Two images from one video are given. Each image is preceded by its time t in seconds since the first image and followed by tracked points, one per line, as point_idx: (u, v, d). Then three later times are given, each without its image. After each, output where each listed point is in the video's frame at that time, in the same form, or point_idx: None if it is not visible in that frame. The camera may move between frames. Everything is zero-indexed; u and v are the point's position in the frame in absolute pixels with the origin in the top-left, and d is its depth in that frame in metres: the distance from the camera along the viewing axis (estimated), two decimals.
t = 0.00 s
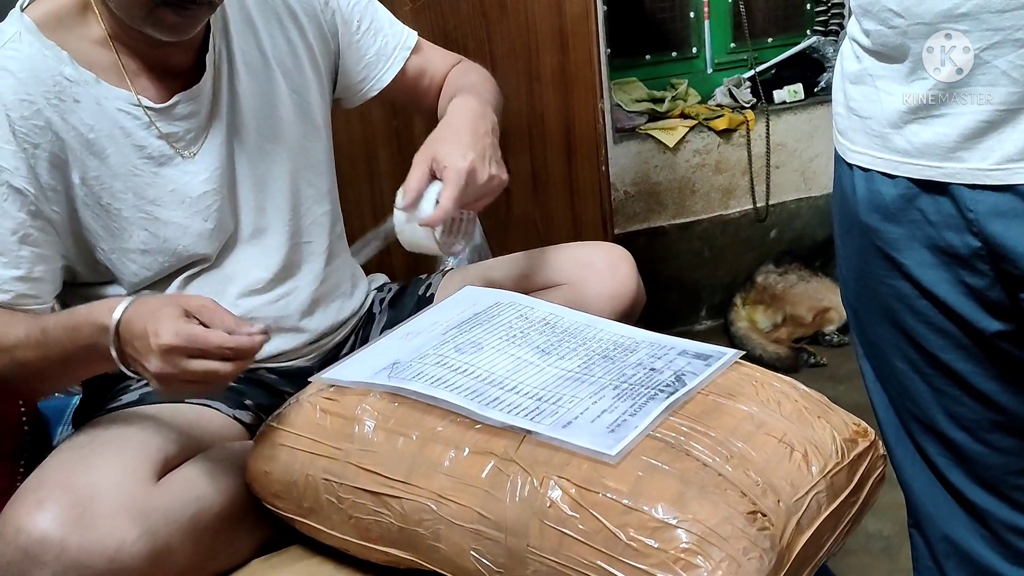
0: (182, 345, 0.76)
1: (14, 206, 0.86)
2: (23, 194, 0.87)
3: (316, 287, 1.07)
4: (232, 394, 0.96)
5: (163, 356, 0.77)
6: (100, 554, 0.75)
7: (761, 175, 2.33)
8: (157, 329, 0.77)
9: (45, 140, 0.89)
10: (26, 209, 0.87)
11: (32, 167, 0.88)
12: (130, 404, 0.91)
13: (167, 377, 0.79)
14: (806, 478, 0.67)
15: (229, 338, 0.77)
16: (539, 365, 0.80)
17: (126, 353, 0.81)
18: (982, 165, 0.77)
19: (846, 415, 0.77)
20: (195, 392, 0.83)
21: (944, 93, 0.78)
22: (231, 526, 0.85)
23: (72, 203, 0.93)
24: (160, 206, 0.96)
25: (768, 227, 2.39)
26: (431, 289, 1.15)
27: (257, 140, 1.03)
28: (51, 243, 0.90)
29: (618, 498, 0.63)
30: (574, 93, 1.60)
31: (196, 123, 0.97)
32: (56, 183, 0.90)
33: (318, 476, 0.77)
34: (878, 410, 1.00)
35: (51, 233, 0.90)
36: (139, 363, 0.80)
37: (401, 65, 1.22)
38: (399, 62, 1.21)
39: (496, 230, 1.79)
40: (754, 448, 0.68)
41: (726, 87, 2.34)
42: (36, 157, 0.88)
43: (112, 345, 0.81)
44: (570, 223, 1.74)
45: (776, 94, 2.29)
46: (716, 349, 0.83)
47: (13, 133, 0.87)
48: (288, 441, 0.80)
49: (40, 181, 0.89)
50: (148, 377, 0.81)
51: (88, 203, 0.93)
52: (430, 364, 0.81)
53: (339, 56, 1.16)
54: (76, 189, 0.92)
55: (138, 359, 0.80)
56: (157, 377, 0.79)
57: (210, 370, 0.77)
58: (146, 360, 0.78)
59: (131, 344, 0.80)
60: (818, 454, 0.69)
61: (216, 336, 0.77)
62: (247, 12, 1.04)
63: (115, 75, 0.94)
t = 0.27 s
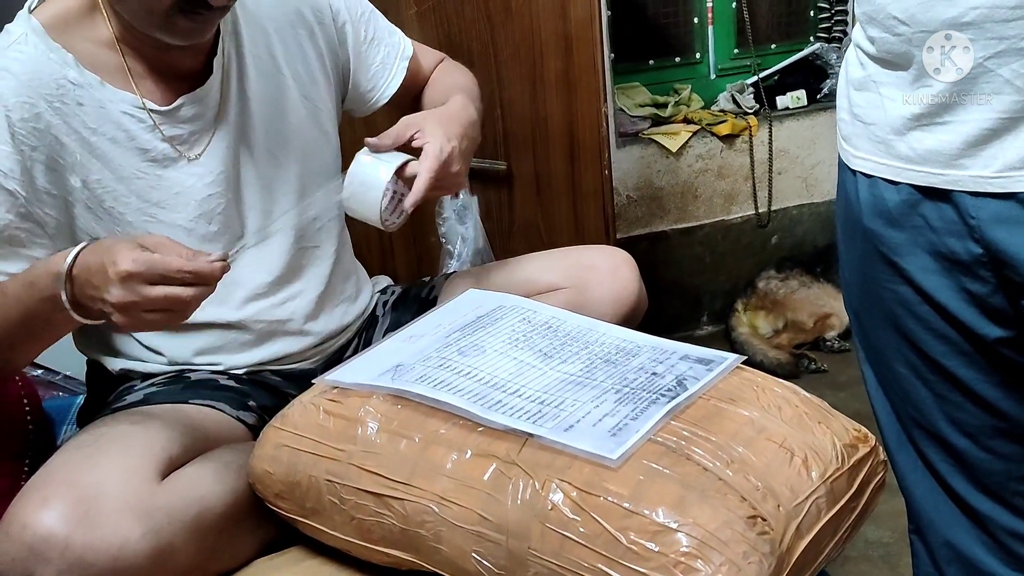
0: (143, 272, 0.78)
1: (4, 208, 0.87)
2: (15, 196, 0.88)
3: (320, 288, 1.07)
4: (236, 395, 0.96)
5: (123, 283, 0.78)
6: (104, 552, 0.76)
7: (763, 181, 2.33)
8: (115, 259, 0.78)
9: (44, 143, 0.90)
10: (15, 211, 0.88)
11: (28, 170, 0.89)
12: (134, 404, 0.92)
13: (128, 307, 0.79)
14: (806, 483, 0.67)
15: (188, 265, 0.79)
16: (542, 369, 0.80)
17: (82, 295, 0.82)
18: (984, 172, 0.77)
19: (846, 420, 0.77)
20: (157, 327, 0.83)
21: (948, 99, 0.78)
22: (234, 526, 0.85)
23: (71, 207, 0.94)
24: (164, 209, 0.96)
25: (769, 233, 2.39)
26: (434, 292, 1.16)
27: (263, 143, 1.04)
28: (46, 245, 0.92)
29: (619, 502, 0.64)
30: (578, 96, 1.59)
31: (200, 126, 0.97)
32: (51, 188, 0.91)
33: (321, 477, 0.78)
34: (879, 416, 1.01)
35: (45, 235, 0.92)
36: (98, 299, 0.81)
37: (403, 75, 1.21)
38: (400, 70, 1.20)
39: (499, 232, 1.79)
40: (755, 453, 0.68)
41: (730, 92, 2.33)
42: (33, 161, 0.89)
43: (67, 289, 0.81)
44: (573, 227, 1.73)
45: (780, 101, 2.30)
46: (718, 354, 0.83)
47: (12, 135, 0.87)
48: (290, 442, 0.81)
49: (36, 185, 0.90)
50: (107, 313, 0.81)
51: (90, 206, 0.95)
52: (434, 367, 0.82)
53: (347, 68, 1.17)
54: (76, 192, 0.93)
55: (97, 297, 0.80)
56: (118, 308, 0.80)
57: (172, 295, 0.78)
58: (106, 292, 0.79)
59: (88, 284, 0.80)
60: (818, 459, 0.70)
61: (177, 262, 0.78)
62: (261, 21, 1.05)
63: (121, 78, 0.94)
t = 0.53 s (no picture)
0: (149, 264, 0.78)
1: (14, 209, 0.88)
2: (24, 196, 0.88)
3: (321, 291, 1.08)
4: (236, 397, 0.97)
5: (130, 276, 0.78)
6: (103, 554, 0.76)
7: (764, 186, 2.34)
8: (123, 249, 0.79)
9: (50, 143, 0.90)
10: (25, 212, 0.89)
11: (36, 170, 0.89)
12: (135, 406, 0.92)
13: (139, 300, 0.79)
14: (804, 489, 0.67)
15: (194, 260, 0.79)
16: (541, 374, 0.80)
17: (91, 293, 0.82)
18: (984, 180, 0.77)
19: (844, 427, 0.77)
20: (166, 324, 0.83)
21: (949, 107, 0.79)
22: (233, 529, 0.85)
23: (76, 206, 0.94)
24: (167, 209, 0.97)
25: (770, 238, 2.39)
26: (434, 295, 1.16)
27: (265, 144, 1.04)
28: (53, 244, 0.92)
29: (617, 507, 0.64)
30: (580, 100, 1.62)
31: (203, 125, 0.97)
32: (58, 188, 0.92)
33: (320, 481, 0.78)
34: (879, 421, 1.01)
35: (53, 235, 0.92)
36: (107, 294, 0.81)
37: (398, 68, 1.22)
38: (395, 65, 1.21)
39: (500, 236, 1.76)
40: (753, 459, 0.68)
41: (731, 97, 2.33)
42: (40, 160, 0.90)
43: (76, 285, 0.81)
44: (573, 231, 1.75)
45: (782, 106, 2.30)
46: (717, 360, 0.83)
47: (20, 136, 0.88)
48: (290, 446, 0.81)
49: (44, 185, 0.90)
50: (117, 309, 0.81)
51: (95, 206, 0.95)
52: (434, 371, 0.82)
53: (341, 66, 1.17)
54: (81, 191, 0.94)
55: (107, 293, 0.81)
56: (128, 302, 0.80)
57: (177, 289, 0.78)
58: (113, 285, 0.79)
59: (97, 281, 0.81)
60: (816, 465, 0.70)
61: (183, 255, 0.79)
62: (261, 23, 1.06)
63: (125, 78, 0.94)
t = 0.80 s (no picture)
0: (146, 345, 0.76)
1: (15, 207, 0.87)
2: (25, 196, 0.88)
3: (319, 294, 1.08)
4: (234, 400, 0.97)
5: (126, 355, 0.77)
6: (99, 558, 0.76)
7: (764, 190, 2.33)
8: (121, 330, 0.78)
9: (48, 143, 0.90)
10: (26, 211, 0.88)
11: (35, 169, 0.89)
12: (133, 409, 0.93)
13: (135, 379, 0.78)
14: (801, 495, 0.67)
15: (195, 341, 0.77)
16: (539, 379, 0.80)
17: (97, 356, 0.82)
18: (982, 186, 0.77)
19: (843, 432, 0.77)
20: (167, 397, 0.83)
21: (947, 113, 0.79)
22: (231, 533, 0.85)
23: (74, 206, 0.94)
24: (164, 210, 0.96)
25: (770, 242, 2.39)
26: (433, 299, 1.16)
27: (262, 148, 1.05)
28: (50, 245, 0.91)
29: (615, 513, 0.64)
30: (581, 102, 1.62)
31: (200, 127, 0.98)
32: (57, 188, 0.91)
33: (318, 486, 0.78)
34: (878, 426, 1.01)
35: (51, 235, 0.92)
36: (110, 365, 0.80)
37: (403, 71, 1.22)
38: (400, 70, 1.21)
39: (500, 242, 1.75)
40: (750, 465, 0.68)
41: (732, 101, 2.33)
42: (39, 160, 0.90)
43: (82, 347, 0.81)
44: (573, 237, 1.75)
45: (782, 109, 2.31)
46: (715, 365, 0.83)
47: (18, 136, 0.88)
48: (288, 450, 0.81)
49: (43, 184, 0.90)
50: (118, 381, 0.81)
51: (92, 206, 0.94)
52: (432, 376, 0.82)
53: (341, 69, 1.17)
54: (79, 192, 0.93)
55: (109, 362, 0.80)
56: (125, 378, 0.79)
57: (173, 371, 0.76)
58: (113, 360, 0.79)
59: (101, 348, 0.80)
60: (814, 471, 0.70)
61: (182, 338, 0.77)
62: (255, 21, 1.06)
63: (123, 80, 0.95)
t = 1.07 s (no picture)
0: (159, 399, 0.74)
1: (19, 211, 0.87)
2: (27, 201, 0.88)
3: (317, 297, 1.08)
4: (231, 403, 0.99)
5: (140, 408, 0.75)
6: (97, 562, 0.76)
7: (764, 193, 2.33)
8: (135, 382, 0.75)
9: (47, 147, 0.90)
10: (30, 214, 0.88)
11: (36, 175, 0.89)
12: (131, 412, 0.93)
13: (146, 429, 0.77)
14: (797, 500, 0.67)
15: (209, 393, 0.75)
16: (536, 383, 0.81)
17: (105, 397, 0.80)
18: (977, 192, 0.77)
19: (839, 436, 0.77)
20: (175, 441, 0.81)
21: (943, 118, 0.79)
22: (228, 536, 0.85)
23: (74, 210, 0.93)
24: (161, 214, 0.96)
25: (769, 245, 2.39)
26: (432, 302, 1.16)
27: (258, 152, 1.05)
28: (52, 250, 0.90)
29: (611, 518, 0.64)
30: (580, 105, 1.62)
31: (197, 132, 0.98)
32: (56, 191, 0.91)
33: (315, 489, 0.78)
34: (876, 429, 1.01)
35: (53, 239, 0.91)
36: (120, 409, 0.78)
37: (401, 76, 1.23)
38: (397, 75, 1.22)
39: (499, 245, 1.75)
40: (746, 470, 0.69)
41: (731, 104, 2.34)
42: (38, 164, 0.89)
43: (88, 386, 0.79)
44: (572, 240, 1.75)
45: (781, 113, 2.30)
46: (712, 369, 0.83)
47: (18, 142, 0.88)
48: (286, 453, 0.81)
49: (43, 189, 0.90)
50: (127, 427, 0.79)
51: (90, 210, 0.94)
52: (429, 380, 0.82)
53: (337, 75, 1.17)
54: (78, 196, 0.93)
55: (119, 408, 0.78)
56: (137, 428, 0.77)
57: (186, 423, 0.75)
58: (124, 410, 0.77)
59: (110, 394, 0.78)
60: (810, 476, 0.70)
61: (197, 391, 0.75)
62: (252, 26, 1.06)
63: (120, 86, 0.95)
